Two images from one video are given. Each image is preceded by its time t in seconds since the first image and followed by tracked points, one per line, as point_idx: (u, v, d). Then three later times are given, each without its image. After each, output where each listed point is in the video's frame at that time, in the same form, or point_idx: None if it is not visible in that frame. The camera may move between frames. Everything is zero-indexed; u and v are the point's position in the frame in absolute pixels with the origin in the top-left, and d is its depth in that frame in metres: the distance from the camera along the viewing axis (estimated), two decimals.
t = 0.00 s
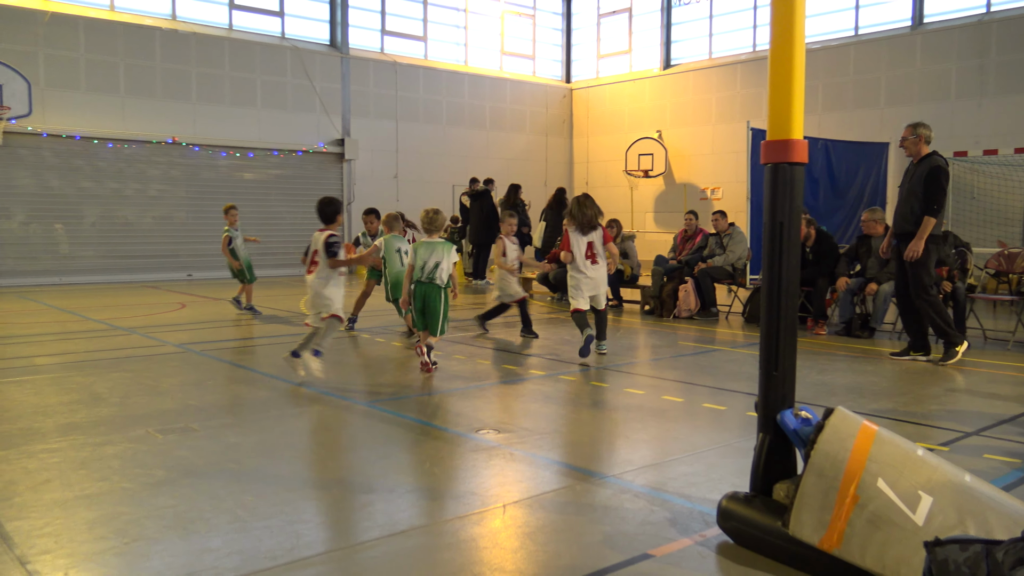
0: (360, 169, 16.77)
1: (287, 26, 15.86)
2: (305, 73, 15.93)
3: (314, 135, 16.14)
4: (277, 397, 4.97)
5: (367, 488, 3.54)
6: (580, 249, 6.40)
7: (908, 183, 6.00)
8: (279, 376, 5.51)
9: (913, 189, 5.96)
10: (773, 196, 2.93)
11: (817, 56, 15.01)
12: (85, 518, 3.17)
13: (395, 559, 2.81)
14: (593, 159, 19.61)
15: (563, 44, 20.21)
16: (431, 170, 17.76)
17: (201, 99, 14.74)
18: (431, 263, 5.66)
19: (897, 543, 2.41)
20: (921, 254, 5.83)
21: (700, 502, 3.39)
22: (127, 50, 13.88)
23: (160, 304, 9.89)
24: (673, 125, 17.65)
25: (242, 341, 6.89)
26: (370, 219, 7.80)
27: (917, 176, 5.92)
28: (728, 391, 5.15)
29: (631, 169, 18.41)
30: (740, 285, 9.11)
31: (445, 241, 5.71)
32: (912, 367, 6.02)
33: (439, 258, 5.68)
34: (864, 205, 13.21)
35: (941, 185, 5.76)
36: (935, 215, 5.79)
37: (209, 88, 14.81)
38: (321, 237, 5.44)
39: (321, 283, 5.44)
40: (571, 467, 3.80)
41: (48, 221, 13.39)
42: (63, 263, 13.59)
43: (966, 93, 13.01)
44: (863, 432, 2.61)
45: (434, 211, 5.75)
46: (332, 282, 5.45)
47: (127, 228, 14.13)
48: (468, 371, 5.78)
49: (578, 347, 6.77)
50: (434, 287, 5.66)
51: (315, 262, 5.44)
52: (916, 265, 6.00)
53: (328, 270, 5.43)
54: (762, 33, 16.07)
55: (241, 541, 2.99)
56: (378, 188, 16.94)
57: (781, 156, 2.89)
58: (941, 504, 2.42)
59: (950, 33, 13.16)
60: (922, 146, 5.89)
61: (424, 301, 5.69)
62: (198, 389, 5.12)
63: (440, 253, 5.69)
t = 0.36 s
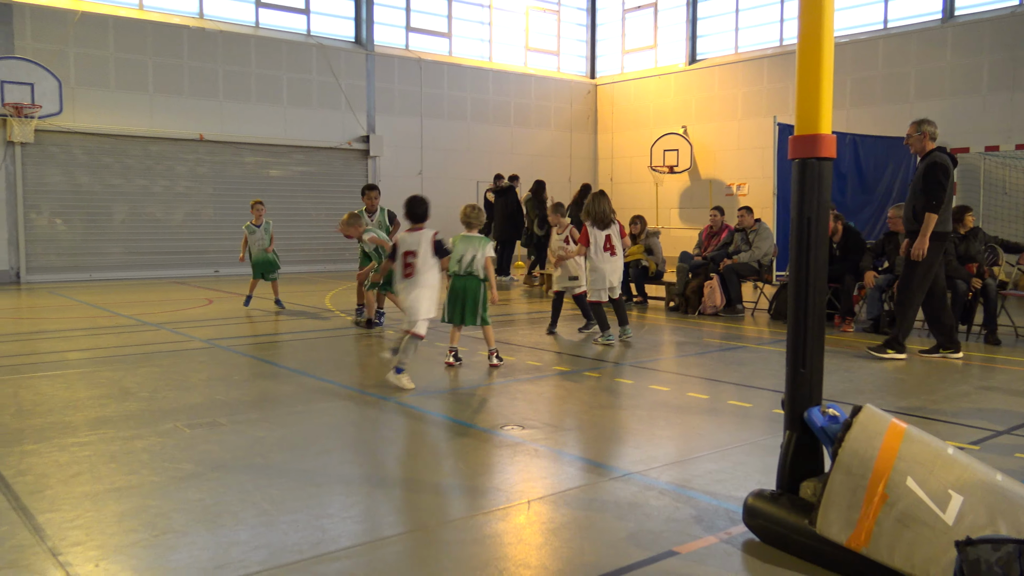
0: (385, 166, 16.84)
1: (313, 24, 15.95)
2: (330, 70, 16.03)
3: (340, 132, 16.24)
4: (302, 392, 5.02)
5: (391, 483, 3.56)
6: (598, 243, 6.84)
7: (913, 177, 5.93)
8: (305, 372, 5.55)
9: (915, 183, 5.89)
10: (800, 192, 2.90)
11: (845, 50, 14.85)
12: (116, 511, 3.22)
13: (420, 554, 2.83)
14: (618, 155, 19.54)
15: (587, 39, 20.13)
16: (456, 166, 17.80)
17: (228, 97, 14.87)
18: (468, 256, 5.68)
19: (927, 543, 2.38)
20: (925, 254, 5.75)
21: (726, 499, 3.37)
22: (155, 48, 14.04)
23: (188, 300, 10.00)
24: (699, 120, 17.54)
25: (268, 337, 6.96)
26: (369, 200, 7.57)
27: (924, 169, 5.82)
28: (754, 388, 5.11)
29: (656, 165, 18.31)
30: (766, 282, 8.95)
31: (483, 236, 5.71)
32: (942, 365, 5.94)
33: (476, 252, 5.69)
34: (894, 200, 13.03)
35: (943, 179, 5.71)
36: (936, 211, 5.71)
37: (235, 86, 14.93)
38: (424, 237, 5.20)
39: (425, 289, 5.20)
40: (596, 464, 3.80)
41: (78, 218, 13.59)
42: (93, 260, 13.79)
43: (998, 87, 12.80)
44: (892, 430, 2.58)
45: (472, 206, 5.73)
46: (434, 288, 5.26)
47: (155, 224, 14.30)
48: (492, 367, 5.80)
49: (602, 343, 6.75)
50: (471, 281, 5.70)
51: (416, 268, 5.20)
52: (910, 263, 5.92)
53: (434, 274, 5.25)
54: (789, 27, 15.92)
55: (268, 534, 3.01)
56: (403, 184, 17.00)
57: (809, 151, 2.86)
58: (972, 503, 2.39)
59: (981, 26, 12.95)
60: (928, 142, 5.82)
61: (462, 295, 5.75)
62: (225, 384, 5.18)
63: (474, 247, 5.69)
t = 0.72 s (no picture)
0: (409, 163, 16.90)
1: (338, 23, 16.04)
2: (355, 69, 16.11)
3: (364, 131, 16.32)
4: (328, 388, 5.05)
5: (415, 480, 3.58)
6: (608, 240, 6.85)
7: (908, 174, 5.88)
8: (330, 369, 5.59)
9: (909, 180, 5.85)
10: (828, 189, 2.87)
11: (873, 45, 14.67)
12: (144, 505, 3.26)
13: (444, 551, 2.83)
14: (642, 152, 19.45)
15: (611, 36, 20.04)
16: (480, 164, 17.81)
17: (254, 96, 15.00)
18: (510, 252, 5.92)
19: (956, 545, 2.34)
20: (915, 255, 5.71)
21: (751, 499, 3.34)
22: (183, 48, 14.18)
23: (215, 297, 10.10)
24: (723, 118, 17.43)
25: (292, 333, 7.00)
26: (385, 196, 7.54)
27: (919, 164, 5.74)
28: (779, 386, 5.07)
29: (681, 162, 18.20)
30: (792, 279, 8.93)
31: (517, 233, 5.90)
32: (973, 364, 5.85)
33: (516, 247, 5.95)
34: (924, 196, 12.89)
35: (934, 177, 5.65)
36: (927, 211, 5.69)
37: (261, 84, 15.06)
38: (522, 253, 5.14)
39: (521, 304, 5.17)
40: (619, 462, 3.79)
41: (107, 216, 13.77)
42: (121, 257, 13.97)
43: None
44: (921, 430, 2.54)
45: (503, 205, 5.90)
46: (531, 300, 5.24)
47: (181, 222, 14.46)
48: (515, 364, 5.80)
49: (625, 342, 6.73)
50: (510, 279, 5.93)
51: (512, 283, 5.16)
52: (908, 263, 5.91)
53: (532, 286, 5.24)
54: (816, 23, 15.77)
55: (294, 530, 3.04)
56: (427, 182, 17.05)
57: (836, 148, 2.82)
58: (1003, 505, 2.34)
59: (1013, 20, 12.75)
60: (924, 138, 5.72)
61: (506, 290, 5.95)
62: (252, 380, 5.23)
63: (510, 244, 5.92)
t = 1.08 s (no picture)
0: (428, 163, 16.94)
1: (357, 22, 16.09)
2: (374, 68, 16.17)
3: (383, 130, 16.37)
4: (347, 387, 5.07)
5: (432, 478, 3.58)
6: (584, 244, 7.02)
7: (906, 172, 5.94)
8: (348, 368, 5.61)
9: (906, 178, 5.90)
10: (849, 188, 2.84)
11: (895, 43, 14.53)
12: (165, 502, 3.29)
13: (461, 550, 2.84)
14: (661, 151, 19.38)
15: (630, 35, 19.94)
16: (498, 163, 17.82)
17: (273, 95, 15.09)
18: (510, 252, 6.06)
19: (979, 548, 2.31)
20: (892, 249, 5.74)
21: (770, 500, 3.32)
22: (203, 48, 14.29)
23: (236, 295, 10.18)
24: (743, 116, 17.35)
25: (311, 332, 7.04)
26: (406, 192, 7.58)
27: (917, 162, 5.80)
28: (799, 387, 5.04)
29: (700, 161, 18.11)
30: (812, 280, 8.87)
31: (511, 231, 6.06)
32: (997, 365, 5.79)
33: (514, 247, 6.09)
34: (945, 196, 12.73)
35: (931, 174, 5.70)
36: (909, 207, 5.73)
37: (280, 84, 15.15)
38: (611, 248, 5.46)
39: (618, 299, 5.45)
40: (637, 462, 3.78)
41: (128, 214, 13.89)
42: (142, 255, 14.09)
43: None
44: (943, 431, 2.51)
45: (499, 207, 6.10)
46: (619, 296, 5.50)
47: (201, 220, 14.58)
48: (533, 364, 5.81)
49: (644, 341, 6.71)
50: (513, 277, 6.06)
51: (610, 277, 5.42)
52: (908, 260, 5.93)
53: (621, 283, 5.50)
54: (837, 20, 15.64)
55: (312, 527, 3.05)
56: (446, 181, 17.08)
57: (858, 147, 2.79)
58: None
59: None
60: (921, 136, 5.78)
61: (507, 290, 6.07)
62: (273, 378, 5.26)
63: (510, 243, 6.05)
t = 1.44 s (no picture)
0: (451, 163, 16.98)
1: (381, 23, 16.17)
2: (397, 69, 16.24)
3: (406, 130, 16.43)
4: (370, 387, 5.10)
5: (456, 479, 3.59)
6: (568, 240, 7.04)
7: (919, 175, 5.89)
8: (371, 368, 5.63)
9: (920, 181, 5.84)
10: (876, 190, 2.81)
11: (923, 41, 14.34)
12: (191, 500, 3.32)
13: (482, 551, 2.83)
14: (684, 151, 19.28)
15: (653, 35, 19.85)
16: (521, 164, 17.84)
17: (297, 96, 15.21)
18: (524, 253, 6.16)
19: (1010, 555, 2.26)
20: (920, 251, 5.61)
21: (795, 504, 3.28)
22: (229, 50, 14.43)
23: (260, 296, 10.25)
24: (768, 116, 17.21)
25: (334, 332, 7.08)
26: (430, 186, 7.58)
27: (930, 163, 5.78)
28: (824, 390, 4.99)
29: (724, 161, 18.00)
30: (837, 281, 8.81)
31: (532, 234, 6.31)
32: None
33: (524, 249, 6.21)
34: (974, 197, 12.23)
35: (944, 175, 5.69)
36: (933, 208, 5.66)
37: (304, 85, 15.26)
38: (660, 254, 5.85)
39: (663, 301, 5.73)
40: (660, 465, 3.75)
41: (154, 214, 14.05)
42: (167, 255, 14.25)
43: None
44: (973, 436, 2.47)
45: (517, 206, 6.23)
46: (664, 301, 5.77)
47: (225, 221, 14.71)
48: (556, 365, 5.81)
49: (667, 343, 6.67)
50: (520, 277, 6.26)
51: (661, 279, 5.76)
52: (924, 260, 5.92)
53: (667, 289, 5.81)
54: (864, 19, 15.47)
55: (335, 527, 3.06)
56: (469, 181, 17.12)
57: (886, 148, 2.76)
58: None
59: None
60: (933, 139, 5.75)
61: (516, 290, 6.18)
62: (298, 378, 5.30)
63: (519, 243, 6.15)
